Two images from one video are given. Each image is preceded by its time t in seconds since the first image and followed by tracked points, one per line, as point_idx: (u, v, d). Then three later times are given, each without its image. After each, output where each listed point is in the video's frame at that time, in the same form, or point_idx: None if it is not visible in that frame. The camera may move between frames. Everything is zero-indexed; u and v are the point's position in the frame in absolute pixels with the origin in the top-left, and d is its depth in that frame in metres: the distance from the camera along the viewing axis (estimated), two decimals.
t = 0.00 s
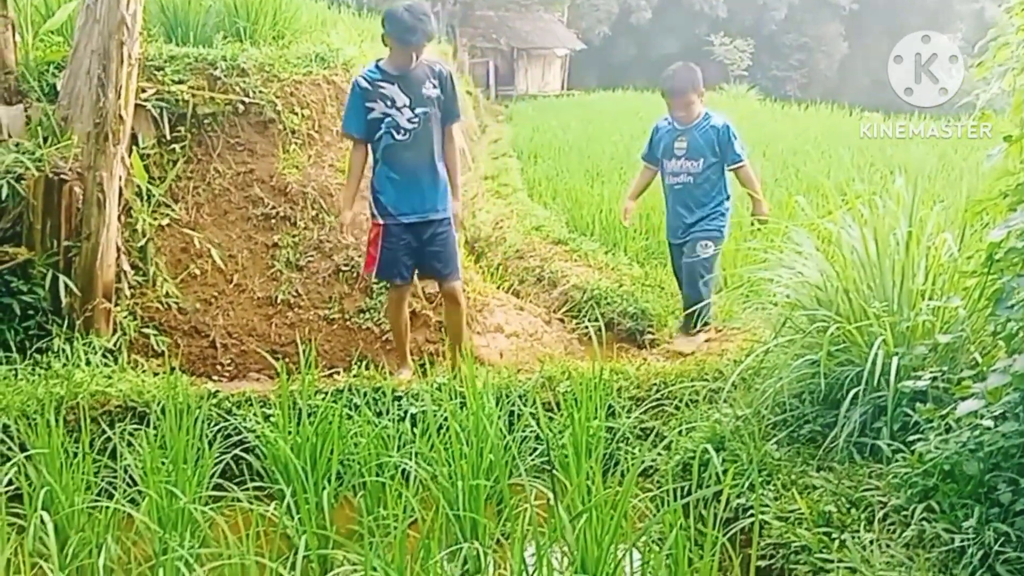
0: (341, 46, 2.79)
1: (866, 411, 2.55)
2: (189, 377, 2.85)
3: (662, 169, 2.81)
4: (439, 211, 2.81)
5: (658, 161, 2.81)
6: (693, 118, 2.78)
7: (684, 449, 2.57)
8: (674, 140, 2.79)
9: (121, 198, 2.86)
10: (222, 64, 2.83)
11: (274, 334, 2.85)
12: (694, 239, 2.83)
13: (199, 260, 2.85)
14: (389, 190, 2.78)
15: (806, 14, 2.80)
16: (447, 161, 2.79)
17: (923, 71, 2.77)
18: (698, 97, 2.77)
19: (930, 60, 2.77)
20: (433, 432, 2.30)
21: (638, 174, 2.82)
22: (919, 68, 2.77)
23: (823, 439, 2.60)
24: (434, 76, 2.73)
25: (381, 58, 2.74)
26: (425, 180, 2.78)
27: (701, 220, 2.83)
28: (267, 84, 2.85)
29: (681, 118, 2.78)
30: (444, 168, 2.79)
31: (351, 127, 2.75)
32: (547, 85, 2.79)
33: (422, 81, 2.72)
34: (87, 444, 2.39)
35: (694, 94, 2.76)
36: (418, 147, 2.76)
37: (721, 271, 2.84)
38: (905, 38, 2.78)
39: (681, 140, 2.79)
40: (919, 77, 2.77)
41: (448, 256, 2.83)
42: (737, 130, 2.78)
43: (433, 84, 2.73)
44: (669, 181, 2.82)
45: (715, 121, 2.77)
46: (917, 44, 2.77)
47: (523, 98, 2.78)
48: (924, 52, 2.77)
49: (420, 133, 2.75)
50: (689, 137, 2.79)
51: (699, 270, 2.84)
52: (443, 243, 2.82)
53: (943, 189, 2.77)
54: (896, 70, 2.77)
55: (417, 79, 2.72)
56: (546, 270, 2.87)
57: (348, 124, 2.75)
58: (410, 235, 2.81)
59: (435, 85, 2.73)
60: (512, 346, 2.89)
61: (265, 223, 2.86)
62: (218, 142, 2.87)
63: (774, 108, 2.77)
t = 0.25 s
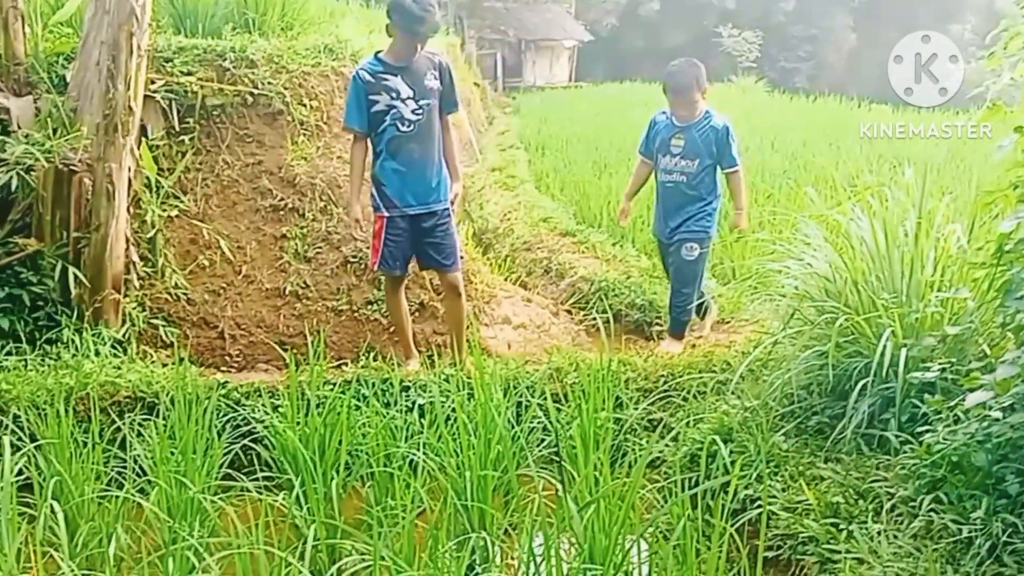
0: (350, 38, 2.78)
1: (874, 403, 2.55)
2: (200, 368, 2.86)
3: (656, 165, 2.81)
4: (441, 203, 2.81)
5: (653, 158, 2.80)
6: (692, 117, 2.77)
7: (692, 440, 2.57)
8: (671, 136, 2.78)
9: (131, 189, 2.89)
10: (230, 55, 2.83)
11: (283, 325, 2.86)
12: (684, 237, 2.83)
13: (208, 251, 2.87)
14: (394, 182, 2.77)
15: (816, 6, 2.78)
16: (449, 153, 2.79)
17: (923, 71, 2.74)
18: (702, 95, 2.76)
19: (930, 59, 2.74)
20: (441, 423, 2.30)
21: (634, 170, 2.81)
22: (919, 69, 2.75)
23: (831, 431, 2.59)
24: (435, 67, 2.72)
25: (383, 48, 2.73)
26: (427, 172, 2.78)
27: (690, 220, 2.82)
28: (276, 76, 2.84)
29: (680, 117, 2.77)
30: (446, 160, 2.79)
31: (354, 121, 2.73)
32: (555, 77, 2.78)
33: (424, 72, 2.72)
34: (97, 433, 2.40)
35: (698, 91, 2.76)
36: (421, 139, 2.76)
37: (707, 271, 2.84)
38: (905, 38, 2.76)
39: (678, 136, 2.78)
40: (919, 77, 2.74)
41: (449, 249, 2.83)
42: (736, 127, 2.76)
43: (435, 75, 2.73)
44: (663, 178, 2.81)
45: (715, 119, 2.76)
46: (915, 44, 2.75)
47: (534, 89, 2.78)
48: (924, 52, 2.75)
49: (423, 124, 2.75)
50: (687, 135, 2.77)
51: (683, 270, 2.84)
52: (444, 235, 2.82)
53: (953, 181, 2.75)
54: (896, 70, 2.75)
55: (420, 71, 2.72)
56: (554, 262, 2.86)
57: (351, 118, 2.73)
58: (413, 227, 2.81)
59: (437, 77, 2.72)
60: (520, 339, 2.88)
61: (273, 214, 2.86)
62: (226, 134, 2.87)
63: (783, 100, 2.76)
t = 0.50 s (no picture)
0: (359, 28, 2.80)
1: (883, 393, 2.53)
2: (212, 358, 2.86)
3: (650, 153, 2.78)
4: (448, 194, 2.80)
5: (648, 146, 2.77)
6: (686, 100, 2.74)
7: (700, 431, 2.56)
8: (665, 124, 2.75)
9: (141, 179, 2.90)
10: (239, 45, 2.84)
11: (291, 315, 2.86)
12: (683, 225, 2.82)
13: (218, 241, 2.87)
14: (402, 174, 2.77)
15: None
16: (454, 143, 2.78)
17: (922, 71, 2.73)
18: (697, 80, 2.73)
19: (931, 59, 2.73)
20: (450, 413, 2.31)
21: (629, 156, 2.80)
22: (919, 69, 2.73)
23: (841, 421, 2.57)
24: (440, 61, 2.71)
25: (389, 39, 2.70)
26: (434, 163, 2.77)
27: (686, 210, 2.81)
28: (285, 66, 2.84)
29: (675, 104, 2.74)
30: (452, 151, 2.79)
31: (361, 112, 2.69)
32: (563, 67, 2.78)
33: (429, 64, 2.70)
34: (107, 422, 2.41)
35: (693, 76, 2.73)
36: (427, 131, 2.75)
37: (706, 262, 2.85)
38: (905, 38, 2.74)
39: (673, 124, 2.75)
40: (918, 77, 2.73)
41: (457, 239, 2.82)
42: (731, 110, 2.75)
43: (440, 67, 2.71)
44: (657, 167, 2.78)
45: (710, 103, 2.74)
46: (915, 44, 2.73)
47: (544, 79, 2.78)
48: (925, 52, 2.73)
49: (430, 117, 2.73)
50: (682, 122, 2.74)
51: (680, 262, 2.85)
52: (452, 226, 2.81)
53: (962, 173, 2.72)
54: (896, 70, 2.73)
55: (425, 62, 2.70)
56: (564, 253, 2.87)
57: (358, 109, 2.69)
58: (421, 219, 2.80)
59: (442, 68, 2.71)
60: (530, 329, 2.88)
61: (282, 205, 2.85)
62: (234, 123, 2.87)
63: (793, 91, 2.76)
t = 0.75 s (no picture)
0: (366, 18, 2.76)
1: (890, 385, 2.58)
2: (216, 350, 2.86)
3: (635, 151, 2.77)
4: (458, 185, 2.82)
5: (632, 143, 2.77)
6: (667, 98, 2.74)
7: (707, 423, 2.61)
8: (649, 121, 2.74)
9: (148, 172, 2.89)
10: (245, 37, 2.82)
11: (298, 306, 2.86)
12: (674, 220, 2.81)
13: (225, 233, 2.86)
14: (412, 165, 2.79)
15: None
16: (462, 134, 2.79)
17: (922, 71, 2.71)
18: (674, 75, 2.72)
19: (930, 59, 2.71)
20: (457, 405, 2.31)
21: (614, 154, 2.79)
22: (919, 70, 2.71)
23: (847, 413, 2.63)
24: (447, 51, 2.73)
25: (399, 30, 2.72)
26: (444, 154, 2.79)
27: (675, 206, 2.81)
28: (292, 58, 2.83)
29: (658, 100, 2.74)
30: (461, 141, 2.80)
31: (369, 102, 2.73)
32: (570, 59, 2.76)
33: (438, 56, 2.73)
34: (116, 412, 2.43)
35: (672, 71, 2.72)
36: (437, 122, 2.77)
37: (703, 255, 2.83)
38: (905, 39, 2.72)
39: (657, 120, 2.74)
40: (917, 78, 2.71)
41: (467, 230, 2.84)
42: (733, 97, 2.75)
43: (449, 58, 2.73)
44: (645, 165, 2.78)
45: (693, 97, 2.73)
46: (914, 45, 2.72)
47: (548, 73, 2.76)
48: (924, 52, 2.71)
49: (439, 107, 2.76)
50: (668, 119, 2.74)
51: (673, 259, 2.83)
52: (462, 217, 2.83)
53: (970, 164, 2.71)
54: (897, 70, 2.71)
55: (434, 54, 2.73)
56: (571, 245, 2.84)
57: (365, 100, 2.73)
58: (432, 210, 2.82)
59: (450, 60, 2.73)
60: (536, 322, 2.87)
61: (289, 196, 2.86)
62: (241, 116, 2.86)
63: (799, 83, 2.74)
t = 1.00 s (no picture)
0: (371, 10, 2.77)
1: (898, 376, 2.59)
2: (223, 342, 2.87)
3: (603, 148, 2.79)
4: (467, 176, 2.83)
5: (599, 141, 2.78)
6: (630, 94, 2.75)
7: (714, 415, 2.63)
8: (613, 117, 2.76)
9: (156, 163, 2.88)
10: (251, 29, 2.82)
11: (305, 298, 2.87)
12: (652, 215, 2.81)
13: (232, 225, 2.86)
14: (423, 157, 2.80)
15: None
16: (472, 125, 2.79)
17: (923, 71, 2.71)
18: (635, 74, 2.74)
19: (930, 59, 2.71)
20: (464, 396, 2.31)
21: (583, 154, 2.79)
22: (919, 70, 2.71)
23: (855, 405, 2.63)
24: (457, 42, 2.74)
25: (408, 22, 2.74)
26: (454, 145, 2.80)
27: (650, 200, 2.81)
28: (298, 50, 2.84)
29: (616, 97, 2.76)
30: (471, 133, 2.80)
31: (379, 94, 2.76)
32: (576, 52, 2.75)
33: (449, 47, 2.75)
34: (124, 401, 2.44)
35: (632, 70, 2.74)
36: (447, 113, 2.78)
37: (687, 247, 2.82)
38: (905, 38, 2.70)
39: (622, 117, 2.76)
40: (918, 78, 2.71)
41: (475, 221, 2.85)
42: (737, 89, 2.75)
43: (459, 49, 2.75)
44: (614, 161, 2.79)
45: (655, 92, 2.75)
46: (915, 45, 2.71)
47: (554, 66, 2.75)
48: (924, 52, 2.71)
49: (450, 98, 2.77)
50: (632, 114, 2.76)
51: (656, 253, 2.82)
52: (471, 208, 2.85)
53: (977, 155, 2.70)
54: (896, 71, 2.70)
55: (444, 45, 2.74)
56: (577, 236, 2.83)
57: (376, 92, 2.77)
58: (442, 201, 2.83)
59: (460, 51, 2.75)
60: (544, 314, 2.85)
61: (296, 188, 2.86)
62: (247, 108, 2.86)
63: (804, 75, 2.72)
